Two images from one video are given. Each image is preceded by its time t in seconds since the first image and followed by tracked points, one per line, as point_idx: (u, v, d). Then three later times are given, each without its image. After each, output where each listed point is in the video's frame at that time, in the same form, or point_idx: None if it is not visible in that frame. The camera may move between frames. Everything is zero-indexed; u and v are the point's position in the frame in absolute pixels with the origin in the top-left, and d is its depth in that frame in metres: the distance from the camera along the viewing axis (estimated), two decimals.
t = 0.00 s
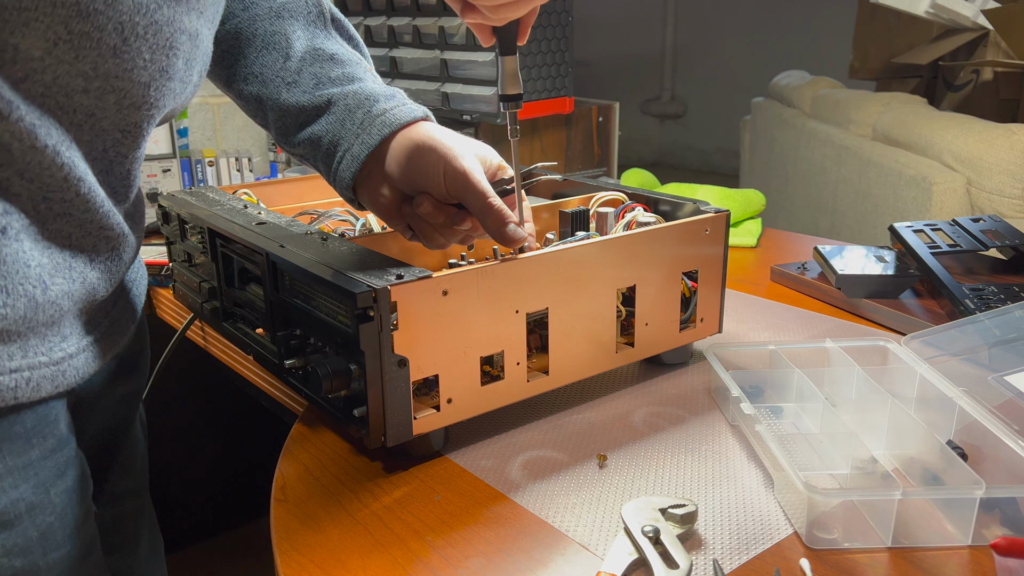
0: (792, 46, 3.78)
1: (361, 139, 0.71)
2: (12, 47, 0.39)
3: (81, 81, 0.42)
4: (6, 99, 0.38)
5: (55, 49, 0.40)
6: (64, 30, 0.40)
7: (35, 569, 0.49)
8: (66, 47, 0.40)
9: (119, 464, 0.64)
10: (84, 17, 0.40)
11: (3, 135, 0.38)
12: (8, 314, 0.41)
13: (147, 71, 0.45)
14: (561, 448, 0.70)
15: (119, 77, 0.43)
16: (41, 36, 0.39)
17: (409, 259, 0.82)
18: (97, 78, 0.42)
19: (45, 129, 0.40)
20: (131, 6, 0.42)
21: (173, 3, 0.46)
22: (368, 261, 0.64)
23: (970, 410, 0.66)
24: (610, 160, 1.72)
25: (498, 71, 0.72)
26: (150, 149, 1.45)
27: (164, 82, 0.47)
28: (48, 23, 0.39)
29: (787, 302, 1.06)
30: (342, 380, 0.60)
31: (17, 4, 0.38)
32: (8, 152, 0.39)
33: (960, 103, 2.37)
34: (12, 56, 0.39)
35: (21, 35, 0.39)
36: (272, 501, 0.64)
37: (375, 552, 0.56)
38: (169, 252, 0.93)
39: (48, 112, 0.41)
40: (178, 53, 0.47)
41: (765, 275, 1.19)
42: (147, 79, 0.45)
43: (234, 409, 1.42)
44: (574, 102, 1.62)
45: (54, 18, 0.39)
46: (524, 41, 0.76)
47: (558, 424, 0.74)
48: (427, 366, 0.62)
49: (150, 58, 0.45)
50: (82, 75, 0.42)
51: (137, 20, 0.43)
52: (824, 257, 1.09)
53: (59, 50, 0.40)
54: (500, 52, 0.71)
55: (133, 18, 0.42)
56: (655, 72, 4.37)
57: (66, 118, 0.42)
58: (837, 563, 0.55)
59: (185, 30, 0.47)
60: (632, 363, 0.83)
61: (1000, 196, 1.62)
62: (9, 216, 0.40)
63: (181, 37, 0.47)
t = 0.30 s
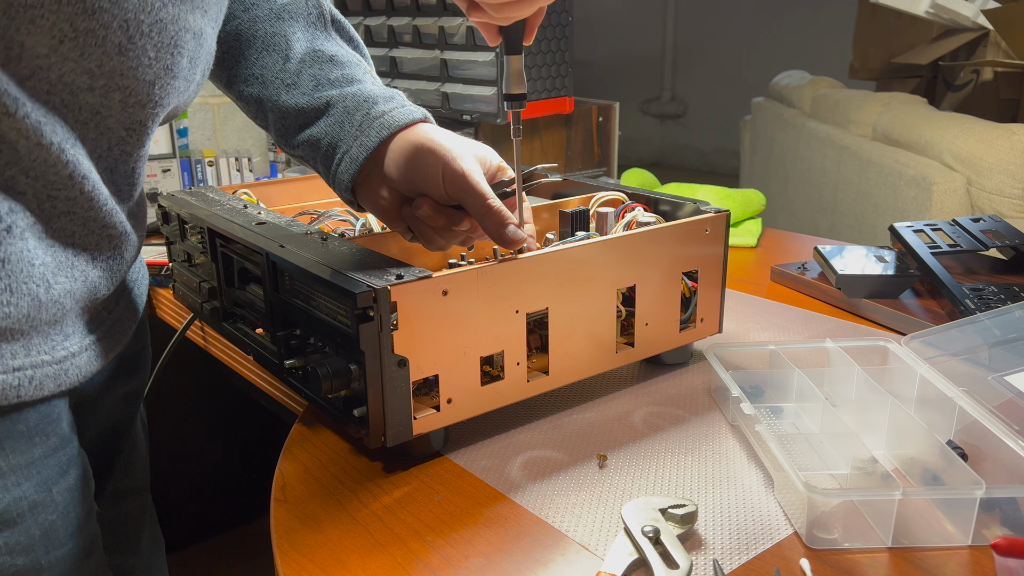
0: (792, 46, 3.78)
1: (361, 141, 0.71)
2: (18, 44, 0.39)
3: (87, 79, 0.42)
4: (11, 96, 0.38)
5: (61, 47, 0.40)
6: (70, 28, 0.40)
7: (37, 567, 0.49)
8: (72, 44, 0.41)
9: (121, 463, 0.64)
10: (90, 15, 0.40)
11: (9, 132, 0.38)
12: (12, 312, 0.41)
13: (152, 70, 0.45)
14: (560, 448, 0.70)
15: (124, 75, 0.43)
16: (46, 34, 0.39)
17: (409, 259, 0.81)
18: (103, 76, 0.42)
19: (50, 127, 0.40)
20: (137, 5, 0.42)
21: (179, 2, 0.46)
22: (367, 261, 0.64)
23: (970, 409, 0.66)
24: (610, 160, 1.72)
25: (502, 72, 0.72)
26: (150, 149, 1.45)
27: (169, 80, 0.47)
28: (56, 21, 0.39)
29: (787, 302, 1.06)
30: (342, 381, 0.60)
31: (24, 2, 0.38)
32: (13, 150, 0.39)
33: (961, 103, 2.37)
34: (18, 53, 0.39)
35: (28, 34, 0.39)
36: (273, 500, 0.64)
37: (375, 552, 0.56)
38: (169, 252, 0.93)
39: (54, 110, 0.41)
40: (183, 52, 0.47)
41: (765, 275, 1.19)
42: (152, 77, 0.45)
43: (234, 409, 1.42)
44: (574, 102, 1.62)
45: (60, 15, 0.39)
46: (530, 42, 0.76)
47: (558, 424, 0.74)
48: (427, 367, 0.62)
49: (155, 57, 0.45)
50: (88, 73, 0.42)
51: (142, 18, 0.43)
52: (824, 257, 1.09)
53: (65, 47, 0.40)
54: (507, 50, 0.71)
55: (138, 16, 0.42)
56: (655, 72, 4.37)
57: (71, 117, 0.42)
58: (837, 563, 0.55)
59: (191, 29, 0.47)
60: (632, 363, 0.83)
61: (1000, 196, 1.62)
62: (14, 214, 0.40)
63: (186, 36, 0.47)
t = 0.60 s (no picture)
0: (792, 46, 3.78)
1: (361, 141, 0.71)
2: (19, 44, 0.39)
3: (89, 80, 0.42)
4: (12, 97, 0.38)
5: (63, 47, 0.40)
6: (72, 28, 0.40)
7: (38, 567, 0.49)
8: (74, 45, 0.40)
9: (121, 464, 0.64)
10: (91, 15, 0.40)
11: (10, 132, 0.38)
12: (12, 313, 0.41)
13: (153, 70, 0.45)
14: (560, 448, 0.70)
15: (125, 75, 0.43)
16: (48, 35, 0.39)
17: (409, 259, 0.81)
18: (105, 77, 0.42)
19: (51, 127, 0.40)
20: (139, 5, 0.42)
21: (180, 3, 0.45)
22: (367, 261, 0.64)
23: (970, 409, 0.66)
24: (610, 160, 1.72)
25: (503, 72, 0.72)
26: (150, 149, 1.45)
27: (170, 81, 0.46)
28: (58, 22, 0.39)
29: (787, 302, 1.06)
30: (342, 380, 0.60)
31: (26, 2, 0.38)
32: (14, 151, 0.39)
33: (961, 103, 2.37)
34: (20, 53, 0.39)
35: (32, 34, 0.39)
36: (273, 500, 0.64)
37: (375, 552, 0.56)
38: (169, 252, 0.93)
39: (56, 111, 0.41)
40: (184, 52, 0.47)
41: (765, 275, 1.19)
42: (154, 78, 0.45)
43: (234, 409, 1.42)
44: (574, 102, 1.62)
45: (61, 16, 0.39)
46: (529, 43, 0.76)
47: (558, 424, 0.74)
48: (427, 366, 0.62)
49: (157, 58, 0.45)
50: (89, 73, 0.42)
51: (144, 19, 0.43)
52: (824, 257, 1.09)
53: (67, 48, 0.40)
54: (507, 51, 0.71)
55: (140, 17, 0.42)
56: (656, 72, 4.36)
57: (73, 117, 0.42)
58: (837, 563, 0.55)
59: (192, 30, 0.47)
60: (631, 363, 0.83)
61: (1000, 196, 1.62)
62: (15, 215, 0.40)
63: (187, 37, 0.47)
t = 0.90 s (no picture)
0: (792, 45, 3.78)
1: (363, 142, 0.71)
2: (24, 45, 0.39)
3: (93, 80, 0.42)
4: (14, 98, 0.38)
5: (67, 47, 0.40)
6: (77, 28, 0.40)
7: (39, 567, 0.49)
8: (78, 45, 0.40)
9: (121, 464, 0.64)
10: (96, 16, 0.40)
11: (10, 133, 0.38)
12: (13, 313, 0.41)
13: (157, 71, 0.45)
14: (561, 448, 0.70)
15: (129, 76, 0.43)
16: (53, 35, 0.39)
17: (409, 259, 0.81)
18: (108, 77, 0.42)
19: (54, 128, 0.40)
20: (144, 6, 0.42)
21: (184, 3, 0.45)
22: (367, 261, 0.64)
23: (970, 409, 0.66)
24: (610, 160, 1.72)
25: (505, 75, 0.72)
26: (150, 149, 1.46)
27: (173, 81, 0.46)
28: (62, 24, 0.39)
29: (787, 302, 1.06)
30: (342, 380, 0.60)
31: (32, 3, 0.38)
32: (15, 151, 0.39)
33: (961, 103, 2.37)
34: (24, 54, 0.39)
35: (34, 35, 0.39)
36: (273, 500, 0.64)
37: (375, 552, 0.56)
38: (169, 252, 0.93)
39: (59, 112, 0.41)
40: (188, 53, 0.47)
41: (765, 275, 1.19)
42: (157, 79, 0.45)
43: (235, 409, 1.42)
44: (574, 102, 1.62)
45: (66, 16, 0.39)
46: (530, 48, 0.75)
47: (558, 424, 0.74)
48: (427, 366, 0.62)
49: (161, 59, 0.45)
50: (93, 74, 0.42)
51: (148, 20, 0.43)
52: (824, 257, 1.09)
53: (71, 48, 0.40)
54: (507, 54, 0.71)
55: (145, 17, 0.42)
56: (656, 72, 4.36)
57: (76, 118, 0.42)
58: (837, 563, 0.55)
59: (195, 31, 0.47)
60: (632, 363, 0.83)
61: (1000, 196, 1.62)
62: (15, 215, 0.40)
63: (191, 37, 0.47)
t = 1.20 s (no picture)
0: (792, 45, 3.78)
1: (358, 135, 0.71)
2: (37, 42, 0.39)
3: (103, 78, 0.42)
4: (21, 96, 0.38)
5: (78, 44, 0.41)
6: (87, 25, 0.40)
7: (43, 566, 0.49)
8: (89, 42, 0.41)
9: (123, 463, 0.64)
10: (106, 12, 0.40)
11: (17, 132, 0.39)
12: (16, 313, 0.41)
13: (166, 67, 0.45)
14: (560, 448, 0.70)
15: (139, 72, 0.43)
16: (64, 31, 0.40)
17: (409, 260, 0.81)
18: (119, 74, 0.43)
19: (61, 127, 0.41)
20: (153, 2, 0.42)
21: None
22: (367, 261, 0.64)
23: (970, 409, 0.66)
24: (610, 160, 1.72)
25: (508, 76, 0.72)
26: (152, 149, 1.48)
27: (182, 78, 0.46)
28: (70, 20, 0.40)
29: (788, 302, 1.06)
30: (342, 381, 0.60)
31: None
32: (21, 151, 0.40)
33: (961, 103, 2.37)
34: (36, 52, 0.39)
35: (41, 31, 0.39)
36: (273, 500, 0.64)
37: (374, 552, 0.56)
38: (169, 252, 0.93)
39: (71, 109, 0.42)
40: (196, 49, 0.47)
41: (765, 275, 1.19)
42: (166, 75, 0.45)
43: (234, 410, 1.42)
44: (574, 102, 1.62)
45: (77, 12, 0.40)
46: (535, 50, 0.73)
47: (558, 424, 0.74)
48: (427, 366, 0.62)
49: (170, 54, 0.44)
50: (104, 71, 0.42)
51: (157, 16, 0.43)
52: (824, 257, 1.09)
53: (82, 45, 0.41)
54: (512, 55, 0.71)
55: (154, 14, 0.42)
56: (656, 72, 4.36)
57: (88, 116, 0.43)
58: (837, 563, 0.55)
59: (204, 26, 0.47)
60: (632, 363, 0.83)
61: (1000, 196, 1.62)
62: (21, 215, 0.40)
63: (200, 33, 0.46)
